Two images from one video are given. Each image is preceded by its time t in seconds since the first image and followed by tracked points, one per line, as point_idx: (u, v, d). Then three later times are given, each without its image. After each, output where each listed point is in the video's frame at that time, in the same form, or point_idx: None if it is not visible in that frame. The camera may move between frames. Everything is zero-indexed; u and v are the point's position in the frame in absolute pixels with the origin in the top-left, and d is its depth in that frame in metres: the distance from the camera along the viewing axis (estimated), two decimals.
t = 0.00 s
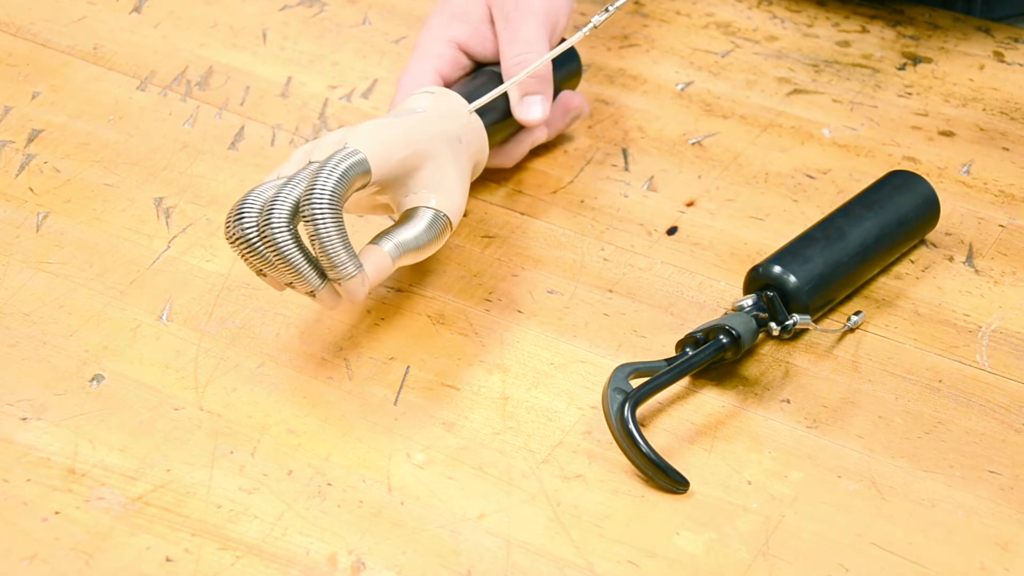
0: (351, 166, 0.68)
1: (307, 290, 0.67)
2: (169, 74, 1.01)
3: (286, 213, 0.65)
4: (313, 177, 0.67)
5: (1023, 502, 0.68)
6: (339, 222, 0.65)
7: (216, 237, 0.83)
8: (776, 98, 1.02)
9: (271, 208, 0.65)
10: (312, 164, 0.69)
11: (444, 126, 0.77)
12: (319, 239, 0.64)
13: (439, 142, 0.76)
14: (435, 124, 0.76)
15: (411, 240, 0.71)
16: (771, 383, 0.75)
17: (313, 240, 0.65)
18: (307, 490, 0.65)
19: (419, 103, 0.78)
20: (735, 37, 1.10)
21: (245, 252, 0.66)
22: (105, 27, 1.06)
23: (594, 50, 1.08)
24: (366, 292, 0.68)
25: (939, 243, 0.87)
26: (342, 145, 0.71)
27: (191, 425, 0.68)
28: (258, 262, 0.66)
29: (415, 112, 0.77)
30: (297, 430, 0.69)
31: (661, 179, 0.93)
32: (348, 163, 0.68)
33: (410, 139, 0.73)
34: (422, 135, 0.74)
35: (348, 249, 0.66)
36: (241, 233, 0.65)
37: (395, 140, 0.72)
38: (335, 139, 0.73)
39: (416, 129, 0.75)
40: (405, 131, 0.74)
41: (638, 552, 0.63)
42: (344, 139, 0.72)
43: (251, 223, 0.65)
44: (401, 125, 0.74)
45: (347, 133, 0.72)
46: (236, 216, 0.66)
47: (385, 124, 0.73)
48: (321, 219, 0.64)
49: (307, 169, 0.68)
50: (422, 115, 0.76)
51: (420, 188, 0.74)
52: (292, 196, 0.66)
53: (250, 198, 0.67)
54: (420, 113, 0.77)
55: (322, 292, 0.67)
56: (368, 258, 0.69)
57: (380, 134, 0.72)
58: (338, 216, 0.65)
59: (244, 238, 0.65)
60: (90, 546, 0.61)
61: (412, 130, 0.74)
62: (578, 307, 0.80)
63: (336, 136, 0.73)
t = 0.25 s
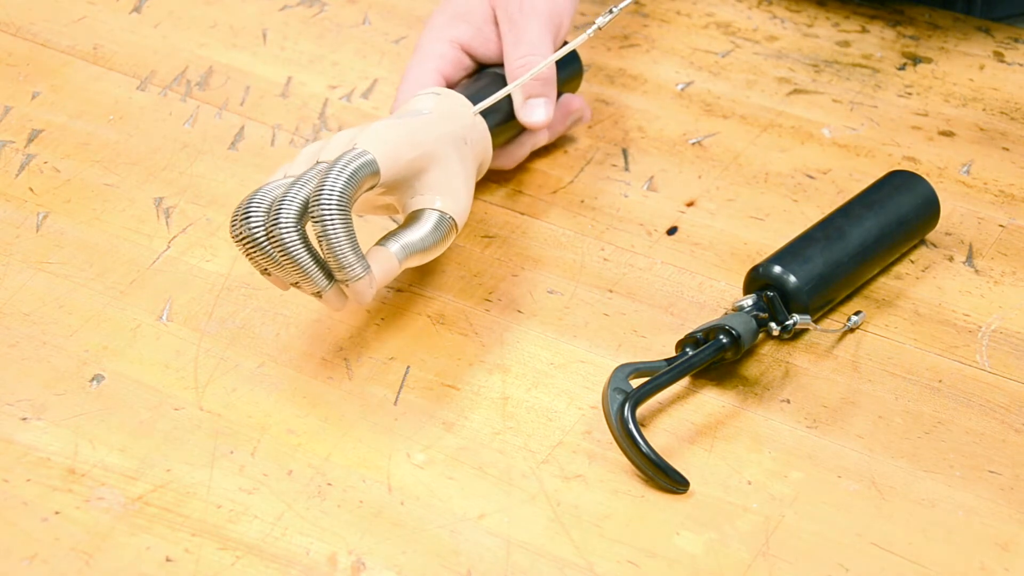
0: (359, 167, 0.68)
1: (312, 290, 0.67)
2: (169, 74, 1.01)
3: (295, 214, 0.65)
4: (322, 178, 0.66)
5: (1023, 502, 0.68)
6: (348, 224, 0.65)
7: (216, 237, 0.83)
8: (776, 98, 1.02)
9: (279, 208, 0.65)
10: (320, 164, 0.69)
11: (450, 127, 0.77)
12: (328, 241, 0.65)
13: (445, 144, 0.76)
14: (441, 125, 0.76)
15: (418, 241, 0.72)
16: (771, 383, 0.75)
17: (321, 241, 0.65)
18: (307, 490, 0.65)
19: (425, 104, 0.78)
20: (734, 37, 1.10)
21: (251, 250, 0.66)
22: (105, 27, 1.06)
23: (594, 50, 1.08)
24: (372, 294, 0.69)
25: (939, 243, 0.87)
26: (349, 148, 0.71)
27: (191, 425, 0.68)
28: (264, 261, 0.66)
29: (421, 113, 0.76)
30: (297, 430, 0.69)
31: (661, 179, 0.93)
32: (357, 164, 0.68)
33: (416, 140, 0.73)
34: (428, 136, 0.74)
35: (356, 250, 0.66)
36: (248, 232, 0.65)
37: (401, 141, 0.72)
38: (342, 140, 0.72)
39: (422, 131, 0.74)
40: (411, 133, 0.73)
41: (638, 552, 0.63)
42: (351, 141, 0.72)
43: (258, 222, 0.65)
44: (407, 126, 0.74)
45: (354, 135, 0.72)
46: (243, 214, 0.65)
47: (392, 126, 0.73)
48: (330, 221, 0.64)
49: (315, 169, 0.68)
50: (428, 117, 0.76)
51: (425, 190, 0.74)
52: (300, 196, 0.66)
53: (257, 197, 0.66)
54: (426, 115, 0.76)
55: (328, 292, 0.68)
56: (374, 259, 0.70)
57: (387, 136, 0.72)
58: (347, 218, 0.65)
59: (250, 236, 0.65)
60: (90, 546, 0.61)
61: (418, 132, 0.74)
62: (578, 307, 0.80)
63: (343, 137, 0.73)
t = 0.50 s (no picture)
0: (356, 170, 0.68)
1: (309, 293, 0.67)
2: (169, 74, 1.01)
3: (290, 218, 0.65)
4: (318, 181, 0.66)
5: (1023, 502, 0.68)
6: (343, 227, 0.65)
7: (216, 237, 0.83)
8: (776, 98, 1.02)
9: (275, 211, 0.65)
10: (317, 167, 0.69)
11: (447, 129, 0.77)
12: (323, 244, 0.64)
13: (442, 146, 0.75)
14: (438, 127, 0.76)
15: (413, 244, 0.72)
16: (771, 383, 0.75)
17: (316, 245, 0.65)
18: (307, 490, 0.65)
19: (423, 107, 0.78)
20: (735, 37, 1.10)
21: (247, 254, 0.66)
22: (105, 27, 1.06)
23: (594, 50, 1.08)
24: (368, 298, 0.69)
25: (939, 243, 0.87)
26: (345, 150, 0.71)
27: (191, 425, 0.68)
28: (260, 264, 0.66)
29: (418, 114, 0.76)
30: (297, 430, 0.69)
31: (661, 179, 0.93)
32: (353, 167, 0.68)
33: (412, 142, 0.73)
34: (425, 139, 0.74)
35: (351, 254, 0.66)
36: (244, 235, 0.65)
37: (398, 143, 0.72)
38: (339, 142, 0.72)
39: (419, 133, 0.74)
40: (408, 135, 0.73)
41: (638, 552, 0.63)
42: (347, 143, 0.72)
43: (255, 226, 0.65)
44: (404, 128, 0.74)
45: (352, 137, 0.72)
46: (239, 218, 0.66)
47: (389, 128, 0.73)
48: (325, 224, 0.64)
49: (311, 172, 0.68)
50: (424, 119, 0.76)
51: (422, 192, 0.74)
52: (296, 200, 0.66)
53: (254, 200, 0.67)
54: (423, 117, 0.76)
55: (324, 296, 0.68)
56: (370, 262, 0.69)
57: (384, 138, 0.72)
58: (342, 222, 0.65)
59: (246, 240, 0.65)
60: (90, 546, 0.61)
61: (414, 133, 0.74)
62: (578, 307, 0.80)
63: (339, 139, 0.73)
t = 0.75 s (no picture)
0: (351, 171, 0.68)
1: (305, 294, 0.67)
2: (169, 74, 1.01)
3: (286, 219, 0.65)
4: (313, 182, 0.67)
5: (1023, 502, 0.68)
6: (338, 228, 0.65)
7: (216, 237, 0.83)
8: (776, 98, 1.02)
9: (270, 213, 0.65)
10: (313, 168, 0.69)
11: (445, 128, 0.77)
12: (318, 245, 0.64)
13: (439, 146, 0.76)
14: (436, 126, 0.76)
15: (410, 245, 0.72)
16: (771, 383, 0.75)
17: (311, 246, 0.65)
18: (307, 490, 0.65)
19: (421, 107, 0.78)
20: (735, 37, 1.10)
21: (243, 255, 0.66)
22: (105, 27, 1.06)
23: (594, 50, 1.08)
24: (365, 298, 0.69)
25: (939, 243, 0.87)
26: (342, 151, 0.71)
27: (191, 425, 0.68)
28: (256, 265, 0.66)
29: (416, 114, 0.76)
30: (297, 430, 0.69)
31: (661, 179, 0.93)
32: (348, 168, 0.68)
33: (410, 143, 0.73)
34: (422, 138, 0.74)
35: (347, 255, 0.66)
36: (240, 237, 0.65)
37: (395, 143, 0.72)
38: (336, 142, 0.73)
39: (416, 133, 0.75)
40: (406, 135, 0.74)
41: (638, 552, 0.63)
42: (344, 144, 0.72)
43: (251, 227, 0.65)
44: (401, 128, 0.74)
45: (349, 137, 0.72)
46: (235, 220, 0.66)
47: (386, 128, 0.73)
48: (320, 225, 0.64)
49: (307, 173, 0.68)
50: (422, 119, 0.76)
51: (418, 193, 0.74)
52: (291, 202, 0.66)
53: (250, 202, 0.67)
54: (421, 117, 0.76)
55: (320, 297, 0.68)
56: (367, 263, 0.69)
57: (380, 138, 0.72)
58: (337, 222, 0.65)
59: (242, 242, 0.65)
60: (90, 546, 0.61)
61: (412, 133, 0.74)
62: (578, 307, 0.80)
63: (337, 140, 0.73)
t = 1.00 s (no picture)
0: (349, 165, 0.68)
1: (307, 291, 0.67)
2: (169, 74, 1.01)
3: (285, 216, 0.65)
4: (310, 178, 0.67)
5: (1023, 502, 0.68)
6: (337, 222, 0.66)
7: (216, 237, 0.83)
8: (776, 98, 1.02)
9: (270, 211, 0.65)
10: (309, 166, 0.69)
11: (444, 125, 0.77)
12: (317, 240, 0.65)
13: (437, 141, 0.76)
14: (434, 123, 0.77)
15: (411, 239, 0.71)
16: (771, 383, 0.75)
17: (311, 241, 0.65)
18: (307, 490, 0.65)
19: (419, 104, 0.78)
20: (735, 37, 1.10)
21: (244, 255, 0.66)
22: (105, 27, 1.06)
23: (594, 50, 1.08)
24: (366, 292, 0.69)
25: (939, 243, 0.87)
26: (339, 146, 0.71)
27: (191, 425, 0.68)
28: (258, 265, 0.66)
29: (414, 111, 0.77)
30: (297, 430, 0.69)
31: (661, 179, 0.93)
32: (346, 163, 0.68)
33: (408, 138, 0.73)
34: (420, 134, 0.75)
35: (347, 248, 0.66)
36: (240, 237, 0.66)
37: (393, 139, 0.72)
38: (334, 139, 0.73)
39: (415, 128, 0.75)
40: (404, 131, 0.74)
41: (638, 552, 0.63)
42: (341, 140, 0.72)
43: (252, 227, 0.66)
44: (398, 124, 0.74)
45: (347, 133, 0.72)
46: (235, 221, 0.66)
47: (383, 124, 0.73)
48: (319, 220, 0.65)
49: (304, 171, 0.69)
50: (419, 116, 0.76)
51: (417, 187, 0.74)
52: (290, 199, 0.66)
53: (249, 203, 0.67)
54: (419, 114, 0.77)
55: (322, 293, 0.67)
56: (367, 258, 0.69)
57: (378, 133, 0.72)
58: (335, 216, 0.65)
59: (243, 241, 0.66)
60: (90, 546, 0.61)
61: (410, 129, 0.74)
62: (578, 307, 0.80)
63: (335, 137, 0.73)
